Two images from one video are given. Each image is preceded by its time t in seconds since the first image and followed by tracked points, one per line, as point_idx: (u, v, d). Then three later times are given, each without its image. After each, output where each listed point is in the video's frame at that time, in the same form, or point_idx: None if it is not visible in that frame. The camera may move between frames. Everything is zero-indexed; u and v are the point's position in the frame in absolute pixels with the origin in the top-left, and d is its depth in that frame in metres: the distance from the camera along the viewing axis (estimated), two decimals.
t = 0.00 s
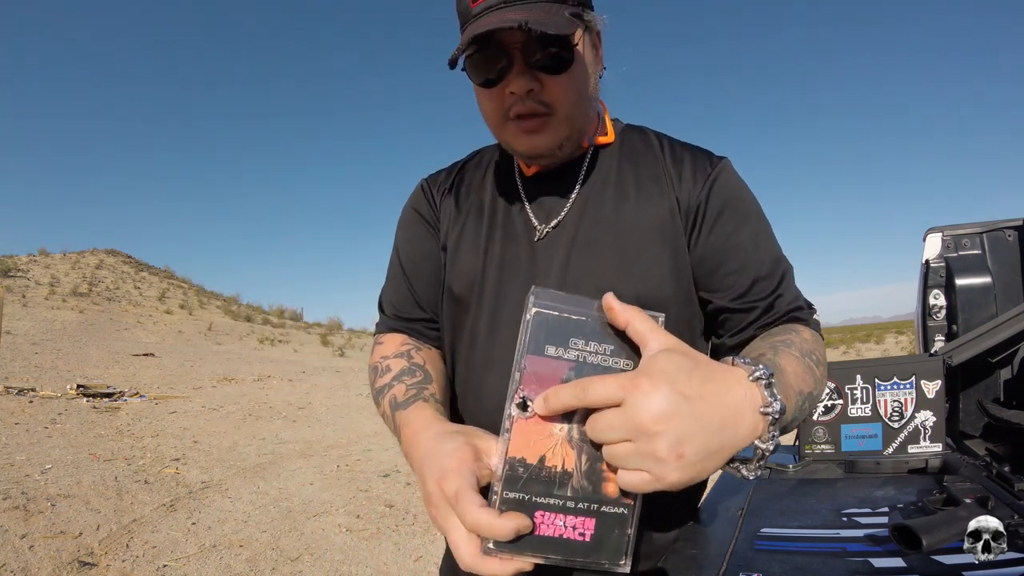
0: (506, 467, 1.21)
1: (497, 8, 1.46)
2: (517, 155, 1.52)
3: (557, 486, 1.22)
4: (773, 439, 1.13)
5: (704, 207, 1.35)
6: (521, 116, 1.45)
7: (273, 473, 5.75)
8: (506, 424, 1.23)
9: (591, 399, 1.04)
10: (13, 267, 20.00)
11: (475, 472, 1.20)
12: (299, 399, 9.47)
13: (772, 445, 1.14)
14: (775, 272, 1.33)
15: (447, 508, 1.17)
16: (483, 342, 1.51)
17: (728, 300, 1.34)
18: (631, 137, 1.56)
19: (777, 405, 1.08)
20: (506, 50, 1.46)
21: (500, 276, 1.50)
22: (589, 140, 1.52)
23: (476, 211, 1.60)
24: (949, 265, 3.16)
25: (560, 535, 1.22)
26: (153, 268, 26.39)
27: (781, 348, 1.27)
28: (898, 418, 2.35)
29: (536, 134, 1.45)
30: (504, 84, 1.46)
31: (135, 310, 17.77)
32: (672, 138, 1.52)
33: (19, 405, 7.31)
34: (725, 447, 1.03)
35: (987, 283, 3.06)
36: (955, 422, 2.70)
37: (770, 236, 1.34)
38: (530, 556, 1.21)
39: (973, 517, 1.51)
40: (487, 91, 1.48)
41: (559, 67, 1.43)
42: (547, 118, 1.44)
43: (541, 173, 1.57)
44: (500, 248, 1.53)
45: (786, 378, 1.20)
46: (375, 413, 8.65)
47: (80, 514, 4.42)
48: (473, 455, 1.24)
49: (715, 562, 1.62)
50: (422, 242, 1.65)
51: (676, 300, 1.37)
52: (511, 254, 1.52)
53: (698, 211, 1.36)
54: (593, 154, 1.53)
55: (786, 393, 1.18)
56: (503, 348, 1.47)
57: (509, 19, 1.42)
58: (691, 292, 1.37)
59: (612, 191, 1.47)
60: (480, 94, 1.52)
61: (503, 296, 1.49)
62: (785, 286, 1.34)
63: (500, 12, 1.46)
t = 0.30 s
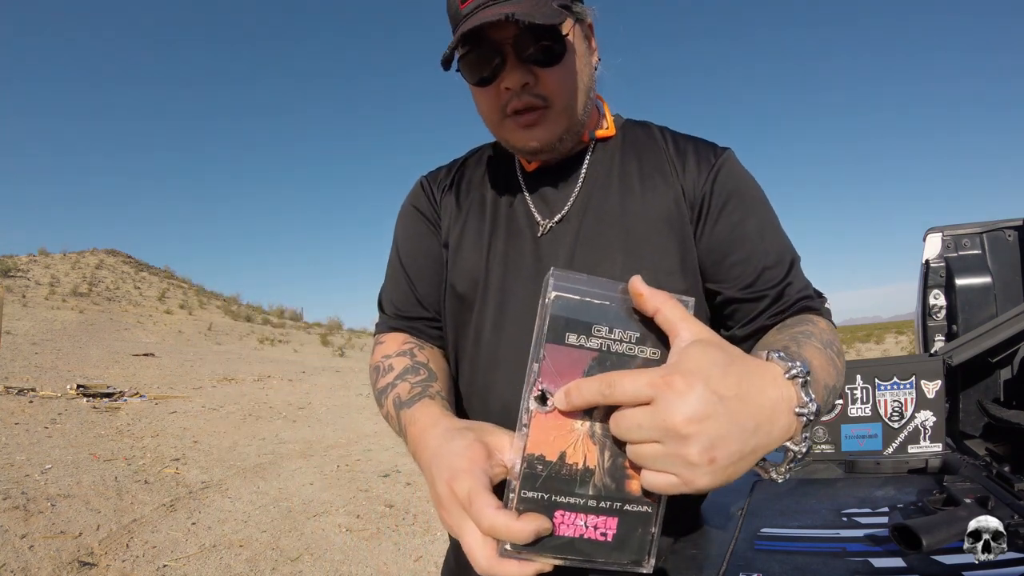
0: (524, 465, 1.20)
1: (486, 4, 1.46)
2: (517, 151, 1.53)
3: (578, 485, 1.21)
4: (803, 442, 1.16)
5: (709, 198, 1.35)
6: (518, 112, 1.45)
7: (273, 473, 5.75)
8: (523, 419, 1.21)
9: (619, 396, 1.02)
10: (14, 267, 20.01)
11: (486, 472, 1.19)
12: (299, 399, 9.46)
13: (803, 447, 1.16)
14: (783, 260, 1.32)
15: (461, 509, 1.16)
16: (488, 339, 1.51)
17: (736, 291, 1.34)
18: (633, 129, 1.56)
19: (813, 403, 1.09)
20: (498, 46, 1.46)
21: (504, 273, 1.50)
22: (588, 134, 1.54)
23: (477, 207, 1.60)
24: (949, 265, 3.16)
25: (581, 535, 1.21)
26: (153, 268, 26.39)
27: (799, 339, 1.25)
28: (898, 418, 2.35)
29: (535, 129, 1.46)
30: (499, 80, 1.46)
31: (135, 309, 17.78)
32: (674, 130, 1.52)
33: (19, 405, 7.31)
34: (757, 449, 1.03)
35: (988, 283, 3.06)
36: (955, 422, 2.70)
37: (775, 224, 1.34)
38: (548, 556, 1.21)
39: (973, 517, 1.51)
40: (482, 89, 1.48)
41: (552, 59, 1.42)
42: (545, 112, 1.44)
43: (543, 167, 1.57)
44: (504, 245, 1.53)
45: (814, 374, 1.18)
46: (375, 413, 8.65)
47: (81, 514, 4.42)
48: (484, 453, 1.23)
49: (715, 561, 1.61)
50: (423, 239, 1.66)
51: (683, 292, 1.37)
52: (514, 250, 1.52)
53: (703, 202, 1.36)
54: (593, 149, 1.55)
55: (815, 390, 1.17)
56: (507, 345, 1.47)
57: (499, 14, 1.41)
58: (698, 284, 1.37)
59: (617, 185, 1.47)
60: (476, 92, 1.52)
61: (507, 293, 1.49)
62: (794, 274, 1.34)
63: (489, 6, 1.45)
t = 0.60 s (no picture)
0: (533, 469, 1.20)
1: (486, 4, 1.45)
2: (520, 151, 1.53)
3: (588, 489, 1.21)
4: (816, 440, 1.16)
5: (713, 197, 1.35)
6: (522, 112, 1.45)
7: (273, 473, 5.75)
8: (532, 422, 1.22)
9: (630, 397, 1.01)
10: (13, 267, 20.01)
11: (493, 477, 1.19)
12: (299, 399, 9.46)
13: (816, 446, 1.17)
14: (786, 259, 1.32)
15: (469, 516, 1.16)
16: (490, 340, 1.50)
17: (739, 291, 1.34)
18: (635, 128, 1.56)
19: (824, 401, 1.09)
20: (499, 45, 1.46)
21: (506, 273, 1.50)
22: (591, 134, 1.55)
23: (479, 208, 1.60)
24: (949, 265, 3.16)
25: (593, 541, 1.20)
26: (153, 268, 26.39)
27: (806, 338, 1.25)
28: (898, 418, 2.36)
29: (538, 129, 1.46)
30: (501, 80, 1.46)
31: (135, 309, 17.78)
32: (676, 130, 1.52)
33: (19, 405, 7.31)
34: (770, 449, 1.03)
35: (987, 283, 3.06)
36: (955, 422, 2.70)
37: (779, 223, 1.34)
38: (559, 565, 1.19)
39: (973, 517, 1.51)
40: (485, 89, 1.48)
41: (554, 57, 1.42)
42: (548, 111, 1.44)
43: (548, 167, 1.57)
44: (506, 246, 1.53)
45: (823, 373, 1.18)
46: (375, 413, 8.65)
47: (81, 514, 4.43)
48: (492, 458, 1.24)
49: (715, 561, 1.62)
50: (424, 239, 1.66)
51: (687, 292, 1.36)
52: (516, 250, 1.52)
53: (706, 201, 1.36)
54: (596, 148, 1.55)
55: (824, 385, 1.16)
56: (509, 346, 1.47)
57: (499, 12, 1.41)
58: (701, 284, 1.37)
59: (620, 185, 1.47)
60: (478, 93, 1.52)
61: (510, 293, 1.49)
62: (798, 273, 1.34)
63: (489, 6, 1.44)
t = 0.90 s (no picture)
0: (530, 463, 1.21)
1: (486, 5, 1.45)
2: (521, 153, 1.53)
3: (586, 482, 1.21)
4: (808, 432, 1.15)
5: (715, 198, 1.35)
6: (522, 112, 1.45)
7: (272, 473, 5.74)
8: (529, 415, 1.23)
9: (623, 384, 1.01)
10: (14, 267, 20.02)
11: (494, 471, 1.19)
12: (299, 400, 9.46)
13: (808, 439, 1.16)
14: (788, 260, 1.32)
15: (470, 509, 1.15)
16: (492, 339, 1.50)
17: (741, 292, 1.34)
18: (637, 130, 1.56)
19: (817, 392, 1.08)
20: (499, 47, 1.47)
21: (508, 273, 1.50)
22: (592, 136, 1.55)
23: (481, 207, 1.60)
24: (949, 266, 3.16)
25: (590, 534, 1.20)
26: (153, 268, 26.40)
27: (807, 337, 1.25)
28: (898, 418, 2.36)
29: (538, 129, 1.46)
30: (501, 81, 1.46)
31: (135, 310, 17.78)
32: (678, 131, 1.52)
33: (19, 404, 7.31)
34: (761, 439, 1.03)
35: (987, 283, 3.06)
36: (955, 422, 2.70)
37: (781, 224, 1.34)
38: (556, 559, 1.19)
39: (973, 516, 1.51)
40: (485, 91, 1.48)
41: (554, 57, 1.42)
42: (549, 111, 1.44)
43: (551, 167, 1.58)
44: (508, 245, 1.53)
45: (816, 366, 1.18)
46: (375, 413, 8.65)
47: (81, 514, 4.43)
48: (492, 453, 1.23)
49: (716, 561, 1.62)
50: (425, 240, 1.66)
51: (688, 293, 1.37)
52: (518, 250, 1.52)
53: (708, 202, 1.36)
54: (598, 149, 1.55)
55: (818, 378, 1.16)
56: (511, 346, 1.47)
57: (499, 13, 1.41)
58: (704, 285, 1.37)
59: (622, 186, 1.47)
60: (479, 94, 1.52)
61: (512, 293, 1.49)
62: (800, 274, 1.34)
63: (489, 8, 1.45)
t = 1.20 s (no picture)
0: (531, 459, 1.22)
1: (484, 9, 1.45)
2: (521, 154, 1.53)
3: (585, 479, 1.21)
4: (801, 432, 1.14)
5: (713, 200, 1.35)
6: (521, 115, 1.46)
7: (272, 473, 5.74)
8: (530, 413, 1.24)
9: (616, 383, 1.02)
10: (13, 267, 20.02)
11: (495, 469, 1.19)
12: (298, 399, 9.46)
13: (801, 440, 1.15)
14: (786, 262, 1.32)
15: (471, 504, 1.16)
16: (492, 341, 1.50)
17: (739, 293, 1.33)
18: (636, 132, 1.56)
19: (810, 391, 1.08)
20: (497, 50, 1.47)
21: (509, 275, 1.50)
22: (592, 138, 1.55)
23: (482, 210, 1.61)
24: (949, 266, 3.16)
25: (590, 530, 1.20)
26: (153, 268, 26.41)
27: (804, 337, 1.25)
28: (898, 418, 2.36)
29: (537, 131, 1.46)
30: (500, 84, 1.47)
31: (135, 310, 17.78)
32: (677, 133, 1.52)
33: (19, 404, 7.31)
34: (753, 439, 1.03)
35: (987, 283, 3.06)
36: (955, 422, 2.70)
37: (779, 226, 1.34)
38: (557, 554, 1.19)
39: (973, 517, 1.51)
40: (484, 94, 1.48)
41: (551, 60, 1.42)
42: (547, 113, 1.44)
43: (551, 169, 1.57)
44: (509, 247, 1.53)
45: (812, 366, 1.18)
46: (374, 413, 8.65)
47: (80, 514, 4.43)
48: (494, 451, 1.23)
49: (716, 562, 1.62)
50: (427, 242, 1.66)
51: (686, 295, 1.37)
52: (519, 252, 1.52)
53: (707, 204, 1.36)
54: (597, 151, 1.55)
55: (814, 378, 1.16)
56: (513, 348, 1.47)
57: (496, 16, 1.41)
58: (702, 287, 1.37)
59: (621, 188, 1.47)
60: (478, 97, 1.53)
61: (512, 295, 1.49)
62: (797, 275, 1.34)
63: (486, 12, 1.45)
